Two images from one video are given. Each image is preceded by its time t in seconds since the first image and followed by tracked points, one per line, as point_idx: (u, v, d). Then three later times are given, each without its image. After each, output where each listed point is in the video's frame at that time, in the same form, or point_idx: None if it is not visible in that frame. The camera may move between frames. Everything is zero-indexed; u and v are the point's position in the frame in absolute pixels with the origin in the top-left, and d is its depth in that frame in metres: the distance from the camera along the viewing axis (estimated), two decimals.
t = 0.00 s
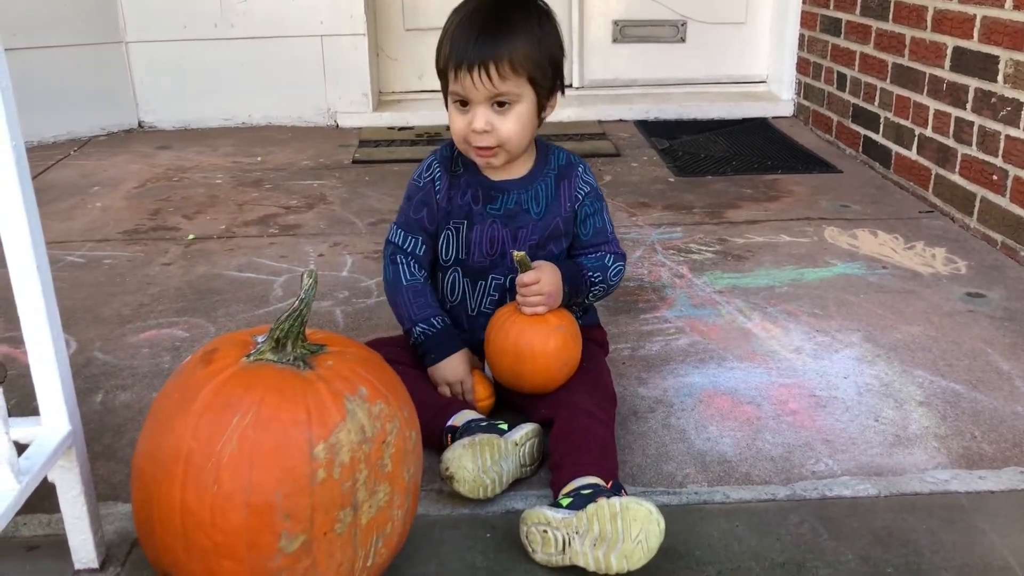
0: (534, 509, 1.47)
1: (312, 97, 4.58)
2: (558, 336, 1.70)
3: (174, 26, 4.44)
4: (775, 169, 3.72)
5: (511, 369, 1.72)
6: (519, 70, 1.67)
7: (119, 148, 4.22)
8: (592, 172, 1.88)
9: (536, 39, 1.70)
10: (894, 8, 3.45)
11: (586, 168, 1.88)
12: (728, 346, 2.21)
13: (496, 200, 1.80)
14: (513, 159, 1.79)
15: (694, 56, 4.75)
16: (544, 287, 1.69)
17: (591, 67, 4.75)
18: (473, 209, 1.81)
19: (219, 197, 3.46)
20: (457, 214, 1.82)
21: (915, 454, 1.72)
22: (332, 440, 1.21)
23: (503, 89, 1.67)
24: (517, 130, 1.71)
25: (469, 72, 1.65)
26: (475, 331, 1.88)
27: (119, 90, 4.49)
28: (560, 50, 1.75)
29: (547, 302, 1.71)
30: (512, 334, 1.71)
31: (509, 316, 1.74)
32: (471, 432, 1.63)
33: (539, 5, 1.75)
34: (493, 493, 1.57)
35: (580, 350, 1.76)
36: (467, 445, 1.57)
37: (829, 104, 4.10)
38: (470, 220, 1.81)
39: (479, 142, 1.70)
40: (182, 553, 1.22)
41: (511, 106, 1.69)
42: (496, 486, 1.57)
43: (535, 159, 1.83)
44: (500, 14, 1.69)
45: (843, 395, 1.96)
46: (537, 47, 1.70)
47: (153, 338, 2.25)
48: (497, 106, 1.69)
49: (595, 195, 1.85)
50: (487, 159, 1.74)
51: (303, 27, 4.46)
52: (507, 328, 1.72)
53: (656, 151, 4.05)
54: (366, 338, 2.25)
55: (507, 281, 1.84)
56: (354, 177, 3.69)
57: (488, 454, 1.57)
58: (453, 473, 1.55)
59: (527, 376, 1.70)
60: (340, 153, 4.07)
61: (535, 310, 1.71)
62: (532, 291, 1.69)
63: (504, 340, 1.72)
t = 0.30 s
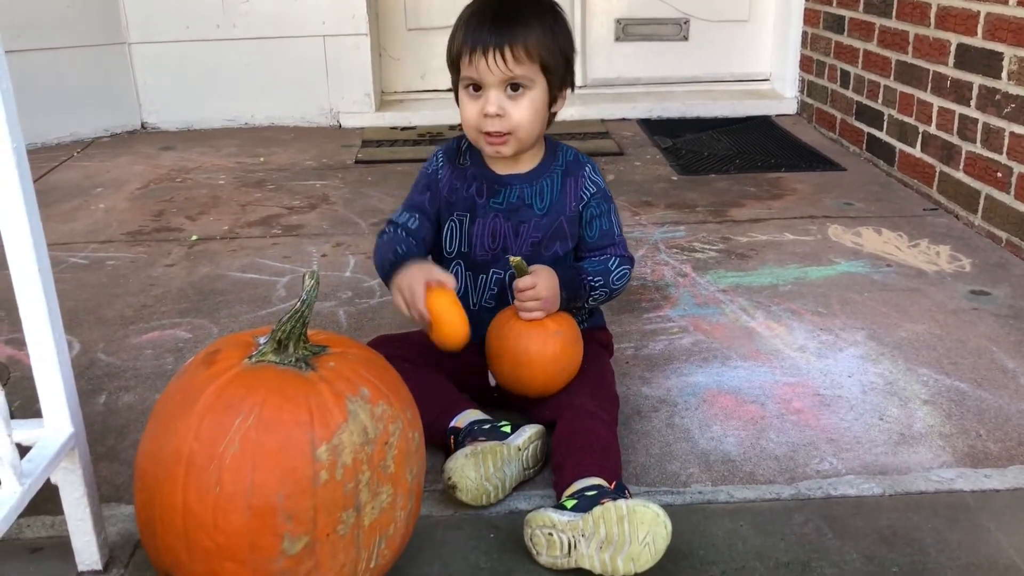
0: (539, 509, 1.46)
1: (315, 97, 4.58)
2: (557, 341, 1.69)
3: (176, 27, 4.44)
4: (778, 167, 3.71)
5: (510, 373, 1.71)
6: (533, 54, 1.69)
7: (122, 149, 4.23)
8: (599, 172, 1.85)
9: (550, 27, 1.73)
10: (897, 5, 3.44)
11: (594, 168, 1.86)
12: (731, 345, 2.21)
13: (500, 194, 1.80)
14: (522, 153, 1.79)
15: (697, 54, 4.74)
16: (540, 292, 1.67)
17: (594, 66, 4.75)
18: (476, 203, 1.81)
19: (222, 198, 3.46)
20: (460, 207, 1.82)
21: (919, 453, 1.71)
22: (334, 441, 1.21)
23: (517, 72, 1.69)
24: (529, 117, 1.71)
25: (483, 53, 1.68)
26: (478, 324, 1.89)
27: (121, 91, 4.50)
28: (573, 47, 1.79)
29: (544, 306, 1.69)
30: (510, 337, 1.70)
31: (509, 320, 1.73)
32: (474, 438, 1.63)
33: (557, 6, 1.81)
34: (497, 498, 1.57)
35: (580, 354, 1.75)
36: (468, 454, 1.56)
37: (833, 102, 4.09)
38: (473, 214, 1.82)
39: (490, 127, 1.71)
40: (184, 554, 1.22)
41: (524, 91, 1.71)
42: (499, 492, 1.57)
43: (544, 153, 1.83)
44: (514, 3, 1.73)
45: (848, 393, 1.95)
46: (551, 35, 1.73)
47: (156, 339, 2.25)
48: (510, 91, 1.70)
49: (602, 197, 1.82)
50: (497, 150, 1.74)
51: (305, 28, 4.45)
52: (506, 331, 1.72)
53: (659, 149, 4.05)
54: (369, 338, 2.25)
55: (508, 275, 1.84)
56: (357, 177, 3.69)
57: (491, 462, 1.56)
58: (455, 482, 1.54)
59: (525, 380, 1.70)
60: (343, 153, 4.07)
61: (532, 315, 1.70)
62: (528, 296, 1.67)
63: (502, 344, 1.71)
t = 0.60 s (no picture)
0: (540, 513, 1.46)
1: (317, 99, 4.59)
2: (550, 351, 1.69)
3: (180, 29, 4.45)
4: (781, 167, 3.71)
5: (504, 383, 1.72)
6: (534, 48, 1.70)
7: (126, 151, 4.24)
8: (598, 178, 1.86)
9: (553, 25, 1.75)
10: (899, 4, 3.44)
11: (593, 173, 1.86)
12: (733, 345, 2.21)
13: (493, 189, 1.80)
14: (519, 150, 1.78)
15: (699, 54, 4.74)
16: (532, 304, 1.66)
17: (596, 67, 4.75)
18: (469, 194, 1.81)
19: (225, 200, 3.47)
20: (454, 193, 1.82)
21: (921, 453, 1.71)
22: (335, 443, 1.21)
23: (517, 64, 1.70)
24: (527, 110, 1.71)
25: (484, 44, 1.69)
26: (468, 316, 1.87)
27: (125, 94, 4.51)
28: (574, 49, 1.80)
29: (536, 318, 1.68)
30: (503, 348, 1.70)
31: (502, 332, 1.73)
32: (476, 441, 1.63)
33: (562, 8, 1.83)
34: (500, 501, 1.58)
35: (574, 361, 1.75)
36: (471, 458, 1.56)
37: (835, 101, 4.09)
38: (465, 204, 1.82)
39: (487, 118, 1.70)
40: (186, 556, 1.23)
41: (523, 84, 1.71)
42: (502, 495, 1.57)
43: (541, 155, 1.83)
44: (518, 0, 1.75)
45: (850, 393, 1.95)
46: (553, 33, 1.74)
47: (160, 341, 2.26)
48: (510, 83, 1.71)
49: (598, 202, 1.82)
50: (494, 144, 1.73)
51: (308, 29, 4.46)
52: (499, 343, 1.72)
53: (661, 149, 4.04)
54: (371, 339, 2.25)
55: (491, 273, 1.81)
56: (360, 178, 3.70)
57: (493, 466, 1.56)
58: (458, 486, 1.54)
59: (520, 390, 1.70)
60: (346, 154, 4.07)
61: (524, 326, 1.69)
62: (519, 309, 1.66)
63: (496, 355, 1.71)
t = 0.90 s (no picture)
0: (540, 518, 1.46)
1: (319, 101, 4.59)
2: (554, 352, 1.69)
3: (182, 32, 4.46)
4: (782, 170, 3.70)
5: (508, 383, 1.72)
6: (534, 52, 1.70)
7: (128, 154, 4.25)
8: (601, 177, 1.85)
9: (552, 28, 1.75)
10: (901, 8, 3.44)
11: (596, 173, 1.86)
12: (734, 349, 2.20)
13: (496, 191, 1.81)
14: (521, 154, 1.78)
15: (701, 57, 4.74)
16: (538, 304, 1.66)
17: (598, 69, 4.75)
18: (473, 199, 1.82)
19: (227, 202, 3.47)
20: (458, 198, 1.83)
21: (922, 457, 1.71)
22: (335, 447, 1.21)
23: (518, 68, 1.70)
24: (529, 114, 1.71)
25: (484, 49, 1.69)
26: (470, 319, 1.86)
27: (128, 96, 4.52)
28: (574, 51, 1.80)
29: (542, 317, 1.68)
30: (507, 348, 1.71)
31: (506, 331, 1.73)
32: (476, 444, 1.63)
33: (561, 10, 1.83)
34: (500, 505, 1.57)
35: (578, 362, 1.75)
36: (471, 461, 1.56)
37: (837, 104, 4.09)
38: (468, 207, 1.82)
39: (490, 123, 1.70)
40: (185, 560, 1.23)
41: (525, 88, 1.71)
42: (502, 499, 1.57)
43: (543, 157, 1.83)
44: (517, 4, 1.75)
45: (851, 397, 1.95)
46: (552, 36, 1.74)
47: (160, 344, 2.26)
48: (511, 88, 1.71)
49: (602, 202, 1.81)
50: (496, 148, 1.73)
51: (310, 32, 4.46)
52: (503, 342, 1.72)
53: (663, 152, 4.04)
54: (372, 342, 2.25)
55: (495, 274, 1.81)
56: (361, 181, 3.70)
57: (492, 469, 1.56)
58: (457, 490, 1.54)
59: (523, 390, 1.70)
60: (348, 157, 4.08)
61: (529, 325, 1.69)
62: (525, 308, 1.66)
63: (500, 354, 1.71)
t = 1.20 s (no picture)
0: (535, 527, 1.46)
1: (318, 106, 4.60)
2: (552, 360, 1.69)
3: (181, 36, 4.47)
4: (780, 178, 3.71)
5: (506, 390, 1.71)
6: (543, 62, 1.71)
7: (126, 157, 4.24)
8: (603, 188, 1.85)
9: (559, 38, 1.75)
10: (898, 16, 3.45)
11: (598, 184, 1.86)
12: (731, 357, 2.21)
13: (500, 200, 1.81)
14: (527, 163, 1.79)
15: (699, 64, 4.75)
16: (536, 311, 1.66)
17: (597, 76, 4.76)
18: (477, 207, 1.82)
19: (225, 206, 3.47)
20: (462, 206, 1.84)
21: (918, 467, 1.71)
22: (330, 455, 1.21)
23: (527, 78, 1.70)
24: (537, 124, 1.72)
25: (493, 58, 1.69)
26: (469, 327, 1.86)
27: (126, 99, 4.52)
28: (580, 61, 1.80)
29: (540, 325, 1.68)
30: (506, 354, 1.70)
31: (504, 338, 1.73)
32: (472, 452, 1.63)
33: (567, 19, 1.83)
34: (495, 513, 1.57)
35: (577, 371, 1.75)
36: (467, 470, 1.56)
37: (835, 112, 4.09)
38: (472, 215, 1.82)
39: (498, 133, 1.70)
40: (179, 568, 1.22)
41: (533, 98, 1.72)
42: (497, 507, 1.57)
43: (547, 167, 1.83)
44: (525, 13, 1.75)
45: (847, 406, 1.95)
46: (560, 46, 1.74)
47: (157, 349, 2.25)
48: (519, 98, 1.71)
49: (605, 213, 1.81)
50: (503, 157, 1.73)
51: (309, 36, 4.47)
52: (502, 349, 1.71)
53: (661, 159, 4.05)
54: (369, 348, 2.25)
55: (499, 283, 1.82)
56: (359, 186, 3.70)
57: (488, 477, 1.56)
58: (453, 498, 1.54)
59: (520, 398, 1.70)
60: (346, 162, 4.08)
61: (528, 333, 1.69)
62: (524, 315, 1.66)
63: (499, 361, 1.71)
